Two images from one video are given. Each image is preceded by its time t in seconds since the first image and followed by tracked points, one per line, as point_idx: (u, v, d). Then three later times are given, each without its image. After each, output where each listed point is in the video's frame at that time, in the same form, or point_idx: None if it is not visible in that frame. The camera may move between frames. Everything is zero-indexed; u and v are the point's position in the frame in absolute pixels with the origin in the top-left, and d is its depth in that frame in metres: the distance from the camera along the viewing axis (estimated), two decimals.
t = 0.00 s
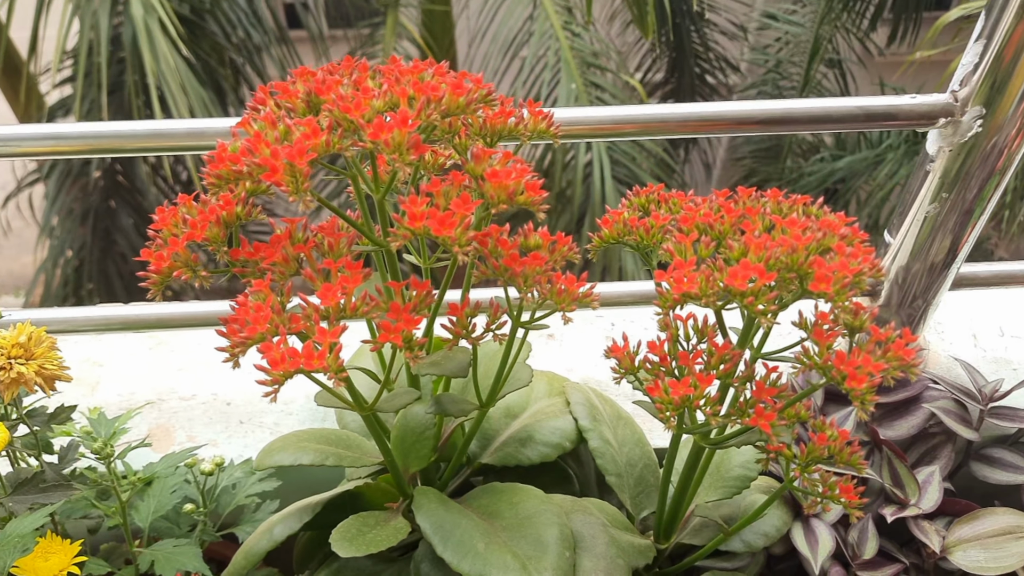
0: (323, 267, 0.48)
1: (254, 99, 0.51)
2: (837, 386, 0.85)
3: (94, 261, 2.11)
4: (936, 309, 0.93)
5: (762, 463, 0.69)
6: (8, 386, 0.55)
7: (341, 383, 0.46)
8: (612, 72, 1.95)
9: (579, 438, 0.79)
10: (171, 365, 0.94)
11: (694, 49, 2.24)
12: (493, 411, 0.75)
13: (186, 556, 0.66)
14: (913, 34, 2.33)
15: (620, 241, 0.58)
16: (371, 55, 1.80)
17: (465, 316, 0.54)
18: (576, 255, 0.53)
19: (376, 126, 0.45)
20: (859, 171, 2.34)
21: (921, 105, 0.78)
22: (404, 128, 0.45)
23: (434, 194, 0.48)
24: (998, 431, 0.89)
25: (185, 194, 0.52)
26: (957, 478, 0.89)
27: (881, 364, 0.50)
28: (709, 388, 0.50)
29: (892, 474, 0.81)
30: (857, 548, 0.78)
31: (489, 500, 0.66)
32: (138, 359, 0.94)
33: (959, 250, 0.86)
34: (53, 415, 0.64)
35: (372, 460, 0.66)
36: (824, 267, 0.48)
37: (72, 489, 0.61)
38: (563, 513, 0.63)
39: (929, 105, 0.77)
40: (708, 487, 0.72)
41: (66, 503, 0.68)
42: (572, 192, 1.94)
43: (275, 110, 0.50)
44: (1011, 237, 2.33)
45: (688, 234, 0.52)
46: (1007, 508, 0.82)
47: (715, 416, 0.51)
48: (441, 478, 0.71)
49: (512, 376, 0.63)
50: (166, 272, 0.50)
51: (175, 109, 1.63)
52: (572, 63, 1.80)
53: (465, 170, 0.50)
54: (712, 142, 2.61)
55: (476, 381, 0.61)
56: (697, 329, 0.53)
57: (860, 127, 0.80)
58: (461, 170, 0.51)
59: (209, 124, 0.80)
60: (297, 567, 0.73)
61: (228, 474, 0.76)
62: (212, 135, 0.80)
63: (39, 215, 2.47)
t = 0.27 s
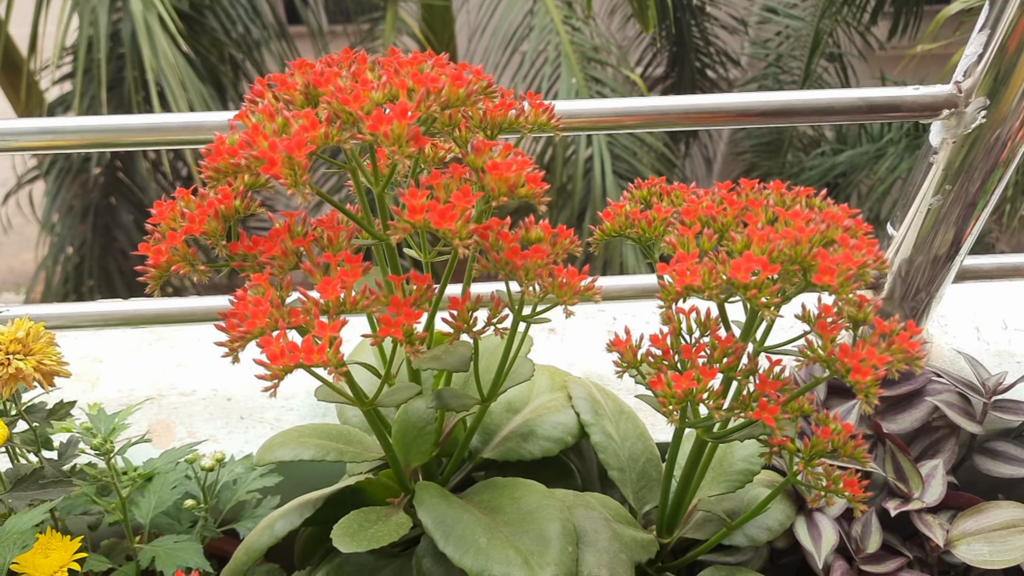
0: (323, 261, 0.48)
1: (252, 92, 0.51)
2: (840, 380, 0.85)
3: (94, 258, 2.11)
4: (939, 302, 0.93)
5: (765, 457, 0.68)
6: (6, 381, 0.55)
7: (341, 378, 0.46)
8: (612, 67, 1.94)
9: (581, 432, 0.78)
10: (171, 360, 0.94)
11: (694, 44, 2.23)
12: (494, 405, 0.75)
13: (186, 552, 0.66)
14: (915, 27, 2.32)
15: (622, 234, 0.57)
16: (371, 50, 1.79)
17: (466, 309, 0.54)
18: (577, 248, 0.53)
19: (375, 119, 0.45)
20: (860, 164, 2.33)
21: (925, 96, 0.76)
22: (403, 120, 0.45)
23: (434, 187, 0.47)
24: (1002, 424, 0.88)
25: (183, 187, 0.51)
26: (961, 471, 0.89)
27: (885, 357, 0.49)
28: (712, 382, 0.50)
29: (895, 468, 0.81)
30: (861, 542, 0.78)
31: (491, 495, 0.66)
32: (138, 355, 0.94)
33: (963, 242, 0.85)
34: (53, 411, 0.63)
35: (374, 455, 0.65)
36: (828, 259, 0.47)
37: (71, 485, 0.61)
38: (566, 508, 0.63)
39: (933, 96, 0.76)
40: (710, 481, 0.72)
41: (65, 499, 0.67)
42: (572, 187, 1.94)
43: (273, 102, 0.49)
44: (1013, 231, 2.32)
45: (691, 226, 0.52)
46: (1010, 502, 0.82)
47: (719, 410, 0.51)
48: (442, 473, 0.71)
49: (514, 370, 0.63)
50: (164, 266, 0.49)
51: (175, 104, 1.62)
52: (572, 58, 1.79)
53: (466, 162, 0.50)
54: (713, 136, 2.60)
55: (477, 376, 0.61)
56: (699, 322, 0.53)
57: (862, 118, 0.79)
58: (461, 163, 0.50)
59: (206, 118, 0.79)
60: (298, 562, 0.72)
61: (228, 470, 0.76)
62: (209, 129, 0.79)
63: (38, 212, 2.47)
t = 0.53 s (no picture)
0: (330, 250, 0.48)
1: (258, 80, 0.51)
2: (844, 369, 0.85)
3: (95, 249, 2.11)
4: (943, 291, 0.93)
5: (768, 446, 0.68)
6: (13, 370, 0.55)
7: (348, 367, 0.46)
8: (613, 57, 1.93)
9: (585, 421, 0.79)
10: (176, 350, 0.94)
11: (695, 33, 2.22)
12: (499, 395, 0.75)
13: (193, 541, 0.66)
14: (917, 16, 2.31)
15: (627, 224, 0.57)
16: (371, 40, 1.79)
17: (472, 299, 0.54)
18: (583, 238, 0.53)
19: (382, 107, 0.45)
20: (861, 155, 2.33)
21: (930, 85, 0.76)
22: (410, 108, 0.45)
23: (441, 175, 0.47)
24: (1004, 414, 0.89)
25: (189, 177, 0.51)
26: (963, 461, 0.90)
27: (891, 345, 0.49)
28: (718, 370, 0.50)
29: (898, 457, 0.81)
30: (864, 531, 0.78)
31: (496, 484, 0.66)
32: (143, 344, 0.94)
33: (967, 232, 0.85)
34: (59, 400, 0.63)
35: (379, 444, 0.66)
36: (834, 248, 0.47)
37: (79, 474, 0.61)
38: (571, 496, 0.63)
39: (938, 84, 0.76)
40: (714, 470, 0.72)
41: (72, 488, 0.67)
42: (573, 178, 1.93)
43: (280, 91, 0.49)
44: (1014, 222, 2.32)
45: (696, 215, 0.52)
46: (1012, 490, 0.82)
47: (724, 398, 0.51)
48: (448, 462, 0.71)
49: (520, 359, 0.63)
50: (171, 255, 0.49)
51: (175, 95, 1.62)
52: (573, 48, 1.79)
53: (472, 151, 0.50)
54: (714, 127, 2.59)
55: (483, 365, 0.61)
56: (705, 311, 0.53)
57: (867, 107, 0.79)
58: (468, 152, 0.51)
59: (210, 107, 0.79)
60: (304, 551, 0.73)
61: (234, 459, 0.76)
62: (212, 119, 0.79)
63: (38, 204, 2.47)
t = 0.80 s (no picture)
0: (342, 227, 0.49)
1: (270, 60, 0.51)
2: (843, 344, 0.87)
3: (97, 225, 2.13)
4: (942, 269, 0.94)
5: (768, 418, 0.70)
6: (33, 343, 0.56)
7: (361, 340, 0.47)
8: (616, 33, 1.92)
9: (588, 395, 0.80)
10: (186, 324, 0.95)
11: (699, 9, 2.21)
12: (505, 369, 0.77)
13: (208, 509, 0.69)
14: None
15: (632, 201, 0.58)
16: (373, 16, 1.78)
17: (480, 275, 0.55)
18: (589, 215, 0.54)
19: (393, 86, 0.46)
20: (865, 132, 2.32)
21: (932, 65, 0.77)
22: (420, 88, 0.46)
23: (450, 154, 0.49)
24: (1000, 389, 0.90)
25: (203, 154, 0.52)
26: (959, 435, 0.91)
27: (889, 321, 0.50)
28: (720, 345, 0.52)
29: (896, 431, 0.83)
30: (861, 502, 0.80)
31: (502, 455, 0.68)
32: (154, 318, 0.96)
33: (967, 210, 0.86)
34: (76, 372, 0.65)
35: (388, 417, 0.67)
36: (835, 226, 0.48)
37: (97, 445, 0.63)
38: (575, 467, 0.65)
39: (940, 64, 0.77)
40: (715, 443, 0.73)
41: (89, 458, 0.69)
42: (576, 155, 1.93)
43: (292, 71, 0.50)
44: (1016, 200, 2.33)
45: (701, 194, 0.53)
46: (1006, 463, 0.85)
47: (726, 372, 0.52)
48: (455, 434, 0.73)
49: (526, 334, 0.65)
50: (187, 231, 0.51)
51: (177, 71, 1.62)
52: (576, 23, 1.78)
53: (480, 130, 0.51)
54: (717, 104, 2.58)
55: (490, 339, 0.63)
56: (708, 288, 0.54)
57: (870, 86, 0.79)
58: (476, 131, 0.51)
59: (220, 85, 0.80)
60: (315, 520, 0.75)
61: (245, 431, 0.78)
62: (222, 97, 0.80)
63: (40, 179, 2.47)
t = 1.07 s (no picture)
0: (355, 202, 0.51)
1: (286, 39, 0.53)
2: (836, 323, 0.89)
3: (97, 205, 2.15)
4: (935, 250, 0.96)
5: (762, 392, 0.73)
6: (54, 312, 0.58)
7: (373, 310, 0.49)
8: (618, 16, 1.93)
9: (588, 370, 0.83)
10: (195, 299, 0.97)
11: None
12: (508, 344, 0.79)
13: (220, 475, 0.71)
14: None
15: (634, 179, 0.60)
16: None
17: (486, 249, 0.57)
18: (593, 193, 0.56)
19: (406, 66, 0.48)
20: (865, 118, 2.33)
21: (927, 50, 0.79)
22: (432, 68, 0.48)
23: (459, 132, 0.50)
24: (989, 367, 0.93)
25: (220, 130, 0.54)
26: (950, 412, 0.94)
27: (879, 296, 0.53)
28: (717, 318, 0.54)
29: (886, 407, 0.86)
30: (852, 475, 0.83)
31: (505, 426, 0.70)
32: (163, 292, 0.98)
33: (959, 192, 0.88)
34: (93, 342, 0.67)
35: (396, 387, 0.69)
36: (828, 204, 0.50)
37: (114, 412, 0.65)
38: (576, 437, 0.68)
39: (934, 49, 0.79)
40: (711, 415, 0.76)
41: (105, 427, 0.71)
42: (576, 138, 1.95)
43: (307, 50, 0.52)
44: (1014, 187, 2.35)
45: (700, 172, 0.55)
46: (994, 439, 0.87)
47: (722, 343, 0.55)
48: (459, 406, 0.76)
49: (529, 309, 0.67)
50: (205, 205, 0.53)
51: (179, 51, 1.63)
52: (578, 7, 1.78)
53: (488, 109, 0.52)
54: (719, 89, 2.59)
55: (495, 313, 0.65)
56: (705, 264, 0.56)
57: (866, 71, 0.81)
58: (484, 110, 0.53)
59: (234, 65, 0.81)
60: (323, 488, 0.78)
61: (256, 402, 0.81)
62: (230, 77, 0.81)
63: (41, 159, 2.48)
